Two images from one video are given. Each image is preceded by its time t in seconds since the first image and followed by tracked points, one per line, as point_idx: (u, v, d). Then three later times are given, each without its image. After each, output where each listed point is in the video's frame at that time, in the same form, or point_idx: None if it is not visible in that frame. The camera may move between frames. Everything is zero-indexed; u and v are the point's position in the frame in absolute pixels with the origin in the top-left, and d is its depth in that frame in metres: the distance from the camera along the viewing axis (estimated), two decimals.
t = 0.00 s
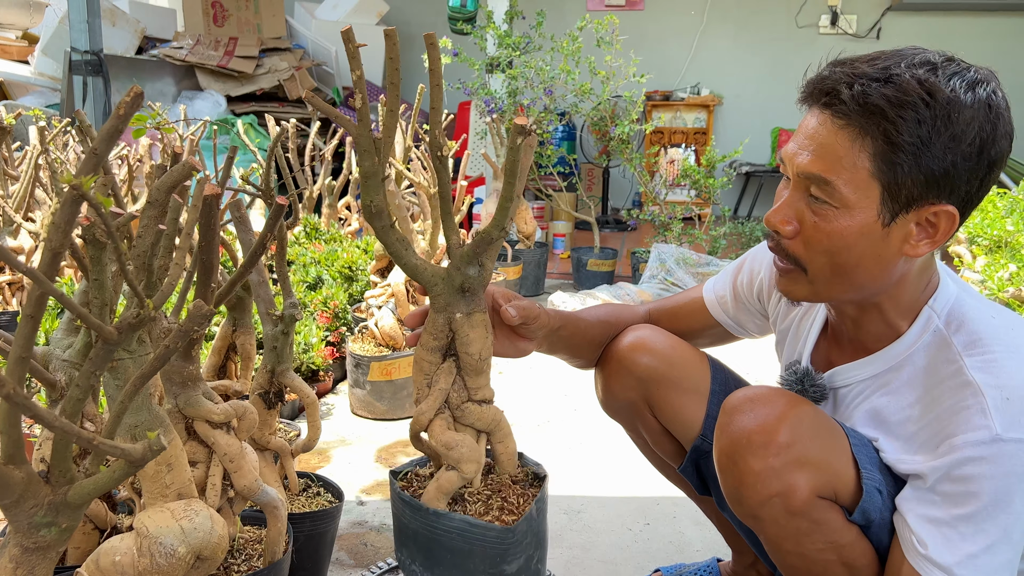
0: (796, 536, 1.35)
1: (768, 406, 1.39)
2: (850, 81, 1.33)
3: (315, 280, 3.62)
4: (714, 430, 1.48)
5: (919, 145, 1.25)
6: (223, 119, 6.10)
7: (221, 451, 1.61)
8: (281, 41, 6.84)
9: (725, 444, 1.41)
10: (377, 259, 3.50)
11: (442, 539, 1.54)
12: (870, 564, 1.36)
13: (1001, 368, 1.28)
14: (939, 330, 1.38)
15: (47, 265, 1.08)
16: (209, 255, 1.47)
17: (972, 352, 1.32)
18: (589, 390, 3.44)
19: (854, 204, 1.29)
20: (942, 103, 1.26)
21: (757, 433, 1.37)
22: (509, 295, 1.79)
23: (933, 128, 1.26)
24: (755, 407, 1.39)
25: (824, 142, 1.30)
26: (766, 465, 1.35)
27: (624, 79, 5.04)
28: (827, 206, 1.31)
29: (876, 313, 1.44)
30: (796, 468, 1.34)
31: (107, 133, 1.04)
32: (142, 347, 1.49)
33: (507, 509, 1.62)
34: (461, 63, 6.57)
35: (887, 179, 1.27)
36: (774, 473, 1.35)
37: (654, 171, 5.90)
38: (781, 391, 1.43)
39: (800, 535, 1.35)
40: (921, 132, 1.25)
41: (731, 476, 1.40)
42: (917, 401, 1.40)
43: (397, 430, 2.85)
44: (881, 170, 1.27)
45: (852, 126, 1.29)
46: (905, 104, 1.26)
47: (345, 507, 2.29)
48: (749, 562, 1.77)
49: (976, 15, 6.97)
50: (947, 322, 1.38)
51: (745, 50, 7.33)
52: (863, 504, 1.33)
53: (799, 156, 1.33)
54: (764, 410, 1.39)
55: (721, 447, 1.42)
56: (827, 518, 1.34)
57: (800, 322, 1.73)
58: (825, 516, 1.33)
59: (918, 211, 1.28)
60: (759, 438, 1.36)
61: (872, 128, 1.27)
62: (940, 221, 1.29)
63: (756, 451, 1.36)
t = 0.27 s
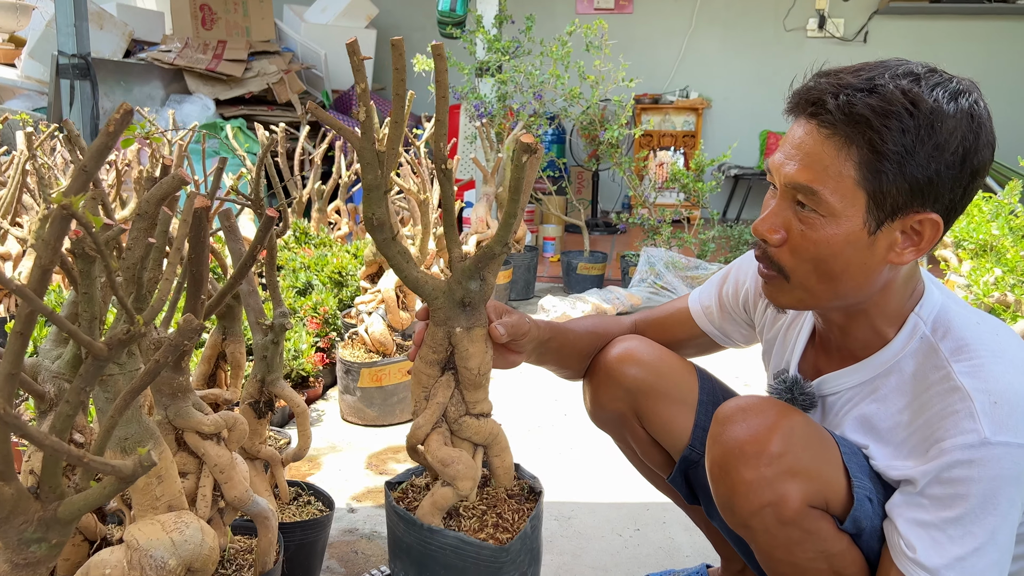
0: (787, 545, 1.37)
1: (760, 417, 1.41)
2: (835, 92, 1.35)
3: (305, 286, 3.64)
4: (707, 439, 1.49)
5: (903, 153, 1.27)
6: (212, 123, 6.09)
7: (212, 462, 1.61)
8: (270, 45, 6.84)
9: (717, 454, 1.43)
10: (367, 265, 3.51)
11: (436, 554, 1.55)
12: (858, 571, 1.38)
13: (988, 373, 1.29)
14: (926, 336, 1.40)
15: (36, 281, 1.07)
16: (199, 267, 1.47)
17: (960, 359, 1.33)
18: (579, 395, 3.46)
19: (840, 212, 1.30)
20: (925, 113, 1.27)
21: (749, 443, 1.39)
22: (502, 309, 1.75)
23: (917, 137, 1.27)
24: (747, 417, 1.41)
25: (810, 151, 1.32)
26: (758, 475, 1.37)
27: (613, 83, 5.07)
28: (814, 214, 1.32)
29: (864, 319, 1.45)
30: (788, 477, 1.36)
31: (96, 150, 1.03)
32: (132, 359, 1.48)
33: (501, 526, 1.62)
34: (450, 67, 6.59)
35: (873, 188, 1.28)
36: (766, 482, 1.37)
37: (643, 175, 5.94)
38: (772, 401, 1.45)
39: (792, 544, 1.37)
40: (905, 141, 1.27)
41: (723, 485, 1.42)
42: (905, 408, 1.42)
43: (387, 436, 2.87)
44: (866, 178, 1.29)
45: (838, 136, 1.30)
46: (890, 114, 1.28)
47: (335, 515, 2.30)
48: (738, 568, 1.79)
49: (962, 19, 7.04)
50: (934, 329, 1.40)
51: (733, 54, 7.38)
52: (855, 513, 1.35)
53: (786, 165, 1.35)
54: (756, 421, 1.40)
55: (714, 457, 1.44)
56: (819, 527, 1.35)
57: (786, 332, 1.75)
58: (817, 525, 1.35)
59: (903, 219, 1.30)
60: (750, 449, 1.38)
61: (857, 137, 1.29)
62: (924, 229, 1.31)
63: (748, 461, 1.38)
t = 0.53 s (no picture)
0: (776, 550, 1.39)
1: (750, 423, 1.42)
2: (822, 103, 1.36)
3: (295, 290, 3.65)
4: (697, 445, 1.51)
5: (888, 163, 1.29)
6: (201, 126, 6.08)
7: (202, 472, 1.61)
8: (259, 47, 6.83)
9: (708, 460, 1.45)
10: (357, 270, 3.52)
11: (414, 561, 1.57)
12: None
13: (975, 378, 1.30)
14: (915, 343, 1.42)
15: (25, 297, 1.07)
16: (188, 277, 1.47)
17: (948, 364, 1.35)
18: (569, 399, 3.48)
19: (828, 221, 1.32)
20: (910, 123, 1.29)
21: (739, 449, 1.40)
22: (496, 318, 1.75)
23: (902, 147, 1.29)
24: (737, 424, 1.43)
25: (798, 162, 1.34)
26: (748, 481, 1.39)
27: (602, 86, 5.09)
28: (803, 224, 1.34)
29: (853, 325, 1.47)
30: (777, 483, 1.37)
31: (84, 164, 1.01)
32: (122, 371, 1.47)
33: (482, 538, 1.62)
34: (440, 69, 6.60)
35: (860, 197, 1.30)
36: (756, 488, 1.38)
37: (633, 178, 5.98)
38: (762, 407, 1.46)
39: (781, 549, 1.38)
40: (890, 151, 1.29)
41: (713, 490, 1.44)
42: (894, 414, 1.43)
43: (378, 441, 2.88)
44: (853, 188, 1.30)
45: (825, 146, 1.32)
46: (875, 124, 1.29)
47: (326, 521, 2.30)
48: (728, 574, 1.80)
49: (948, 21, 7.10)
50: (922, 335, 1.42)
51: (722, 55, 7.42)
52: (842, 518, 1.36)
53: (774, 176, 1.37)
54: (746, 427, 1.42)
55: (705, 463, 1.46)
56: (808, 532, 1.37)
57: (777, 339, 1.76)
58: (805, 531, 1.37)
59: (891, 226, 1.32)
60: (740, 455, 1.40)
61: (843, 148, 1.30)
62: (911, 236, 1.33)
63: (738, 467, 1.40)
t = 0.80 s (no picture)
0: (766, 553, 1.40)
1: (740, 427, 1.43)
2: (822, 110, 1.37)
3: (285, 294, 3.66)
4: (688, 449, 1.51)
5: (888, 170, 1.30)
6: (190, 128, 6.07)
7: (191, 481, 1.61)
8: (248, 48, 6.81)
9: (699, 463, 1.46)
10: (347, 274, 3.52)
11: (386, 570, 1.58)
12: None
13: (963, 387, 1.31)
14: (906, 351, 1.43)
15: (12, 311, 1.07)
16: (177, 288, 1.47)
17: (938, 373, 1.36)
18: (560, 402, 3.50)
19: (826, 228, 1.32)
20: (909, 131, 1.30)
21: (729, 453, 1.41)
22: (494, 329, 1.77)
23: (901, 155, 1.30)
24: (728, 428, 1.44)
25: (797, 167, 1.34)
26: (737, 485, 1.40)
27: (592, 88, 5.11)
28: (801, 230, 1.34)
29: (845, 333, 1.48)
30: (767, 487, 1.39)
31: (72, 178, 0.98)
32: (110, 381, 1.46)
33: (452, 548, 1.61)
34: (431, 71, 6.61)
35: (858, 204, 1.31)
36: (745, 492, 1.39)
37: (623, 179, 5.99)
38: (753, 412, 1.47)
39: (770, 552, 1.40)
40: (890, 159, 1.30)
41: (703, 494, 1.45)
42: (883, 420, 1.44)
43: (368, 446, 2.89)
44: (852, 195, 1.31)
45: (825, 153, 1.33)
46: (875, 133, 1.30)
47: (317, 527, 2.31)
48: None
49: (935, 23, 7.16)
50: (913, 343, 1.43)
51: (711, 57, 7.46)
52: (830, 523, 1.39)
53: (773, 181, 1.37)
54: (736, 431, 1.43)
55: (695, 466, 1.47)
56: (797, 536, 1.38)
57: (770, 345, 1.78)
58: (793, 534, 1.38)
59: (887, 234, 1.33)
60: (730, 458, 1.41)
61: (843, 155, 1.31)
62: (908, 245, 1.34)
63: (727, 470, 1.41)
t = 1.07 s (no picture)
0: (756, 562, 1.41)
1: (729, 436, 1.44)
2: (797, 125, 1.37)
3: (275, 296, 3.66)
4: (677, 457, 1.52)
5: (866, 184, 1.30)
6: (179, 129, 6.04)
7: (180, 487, 1.61)
8: (238, 49, 6.79)
9: (688, 473, 1.46)
10: (337, 276, 3.52)
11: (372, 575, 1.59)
12: None
13: (950, 394, 1.32)
14: (892, 358, 1.43)
15: None
16: (165, 295, 1.46)
17: (925, 380, 1.36)
18: (551, 404, 3.51)
19: (808, 243, 1.33)
20: (886, 144, 1.31)
21: (718, 462, 1.42)
22: (480, 337, 1.80)
23: (878, 169, 1.30)
24: (717, 436, 1.45)
25: (775, 185, 1.35)
26: (727, 494, 1.40)
27: (583, 89, 5.12)
28: (782, 246, 1.35)
29: (832, 343, 1.49)
30: (756, 496, 1.40)
31: (59, 187, 0.98)
32: (98, 390, 1.46)
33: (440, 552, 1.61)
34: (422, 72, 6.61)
35: (838, 220, 1.32)
36: (735, 501, 1.40)
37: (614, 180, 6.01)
38: (741, 420, 1.48)
39: (761, 561, 1.40)
40: (868, 173, 1.30)
41: (693, 504, 1.45)
42: (871, 428, 1.45)
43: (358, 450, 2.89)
44: (831, 210, 1.31)
45: (802, 169, 1.33)
46: (851, 147, 1.31)
47: (307, 531, 2.31)
48: None
49: (923, 24, 7.20)
50: (900, 350, 1.44)
51: (702, 57, 7.48)
52: (821, 530, 1.39)
53: (752, 198, 1.38)
54: (725, 440, 1.44)
55: (684, 476, 1.47)
56: (787, 544, 1.39)
57: (756, 351, 1.79)
58: (784, 543, 1.39)
59: (870, 247, 1.33)
60: (720, 468, 1.42)
61: (820, 171, 1.32)
62: (891, 256, 1.34)
63: (717, 479, 1.41)
